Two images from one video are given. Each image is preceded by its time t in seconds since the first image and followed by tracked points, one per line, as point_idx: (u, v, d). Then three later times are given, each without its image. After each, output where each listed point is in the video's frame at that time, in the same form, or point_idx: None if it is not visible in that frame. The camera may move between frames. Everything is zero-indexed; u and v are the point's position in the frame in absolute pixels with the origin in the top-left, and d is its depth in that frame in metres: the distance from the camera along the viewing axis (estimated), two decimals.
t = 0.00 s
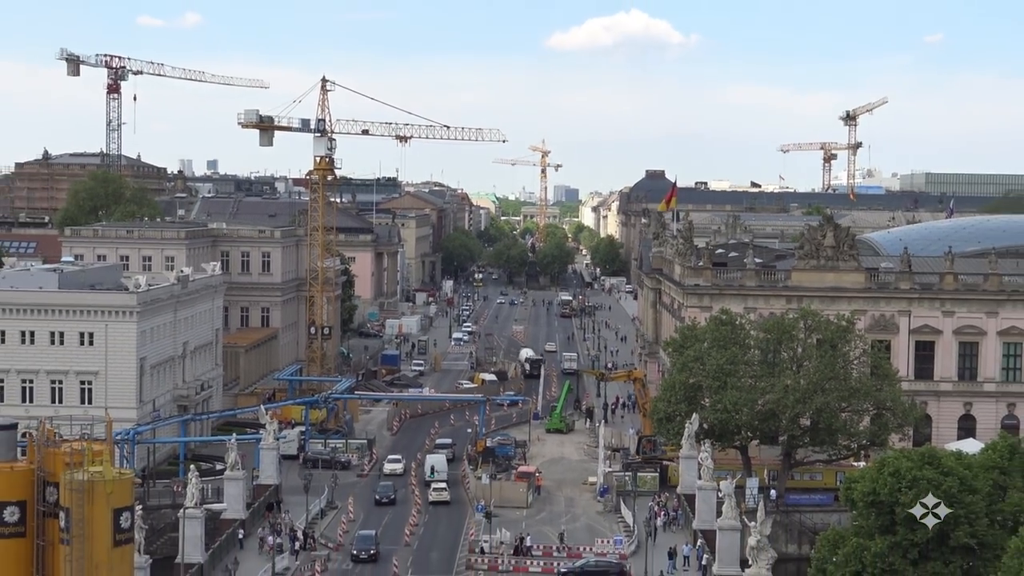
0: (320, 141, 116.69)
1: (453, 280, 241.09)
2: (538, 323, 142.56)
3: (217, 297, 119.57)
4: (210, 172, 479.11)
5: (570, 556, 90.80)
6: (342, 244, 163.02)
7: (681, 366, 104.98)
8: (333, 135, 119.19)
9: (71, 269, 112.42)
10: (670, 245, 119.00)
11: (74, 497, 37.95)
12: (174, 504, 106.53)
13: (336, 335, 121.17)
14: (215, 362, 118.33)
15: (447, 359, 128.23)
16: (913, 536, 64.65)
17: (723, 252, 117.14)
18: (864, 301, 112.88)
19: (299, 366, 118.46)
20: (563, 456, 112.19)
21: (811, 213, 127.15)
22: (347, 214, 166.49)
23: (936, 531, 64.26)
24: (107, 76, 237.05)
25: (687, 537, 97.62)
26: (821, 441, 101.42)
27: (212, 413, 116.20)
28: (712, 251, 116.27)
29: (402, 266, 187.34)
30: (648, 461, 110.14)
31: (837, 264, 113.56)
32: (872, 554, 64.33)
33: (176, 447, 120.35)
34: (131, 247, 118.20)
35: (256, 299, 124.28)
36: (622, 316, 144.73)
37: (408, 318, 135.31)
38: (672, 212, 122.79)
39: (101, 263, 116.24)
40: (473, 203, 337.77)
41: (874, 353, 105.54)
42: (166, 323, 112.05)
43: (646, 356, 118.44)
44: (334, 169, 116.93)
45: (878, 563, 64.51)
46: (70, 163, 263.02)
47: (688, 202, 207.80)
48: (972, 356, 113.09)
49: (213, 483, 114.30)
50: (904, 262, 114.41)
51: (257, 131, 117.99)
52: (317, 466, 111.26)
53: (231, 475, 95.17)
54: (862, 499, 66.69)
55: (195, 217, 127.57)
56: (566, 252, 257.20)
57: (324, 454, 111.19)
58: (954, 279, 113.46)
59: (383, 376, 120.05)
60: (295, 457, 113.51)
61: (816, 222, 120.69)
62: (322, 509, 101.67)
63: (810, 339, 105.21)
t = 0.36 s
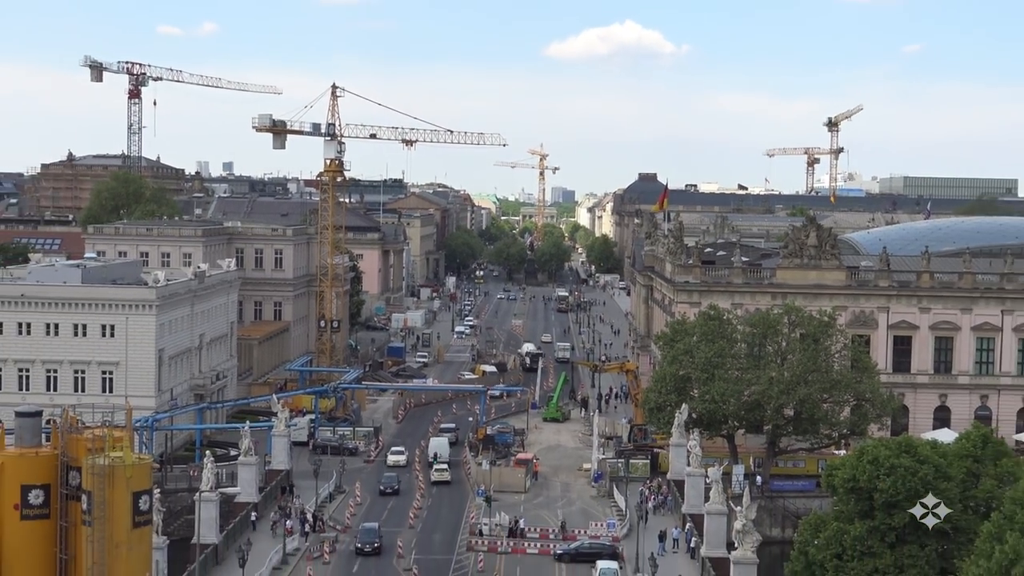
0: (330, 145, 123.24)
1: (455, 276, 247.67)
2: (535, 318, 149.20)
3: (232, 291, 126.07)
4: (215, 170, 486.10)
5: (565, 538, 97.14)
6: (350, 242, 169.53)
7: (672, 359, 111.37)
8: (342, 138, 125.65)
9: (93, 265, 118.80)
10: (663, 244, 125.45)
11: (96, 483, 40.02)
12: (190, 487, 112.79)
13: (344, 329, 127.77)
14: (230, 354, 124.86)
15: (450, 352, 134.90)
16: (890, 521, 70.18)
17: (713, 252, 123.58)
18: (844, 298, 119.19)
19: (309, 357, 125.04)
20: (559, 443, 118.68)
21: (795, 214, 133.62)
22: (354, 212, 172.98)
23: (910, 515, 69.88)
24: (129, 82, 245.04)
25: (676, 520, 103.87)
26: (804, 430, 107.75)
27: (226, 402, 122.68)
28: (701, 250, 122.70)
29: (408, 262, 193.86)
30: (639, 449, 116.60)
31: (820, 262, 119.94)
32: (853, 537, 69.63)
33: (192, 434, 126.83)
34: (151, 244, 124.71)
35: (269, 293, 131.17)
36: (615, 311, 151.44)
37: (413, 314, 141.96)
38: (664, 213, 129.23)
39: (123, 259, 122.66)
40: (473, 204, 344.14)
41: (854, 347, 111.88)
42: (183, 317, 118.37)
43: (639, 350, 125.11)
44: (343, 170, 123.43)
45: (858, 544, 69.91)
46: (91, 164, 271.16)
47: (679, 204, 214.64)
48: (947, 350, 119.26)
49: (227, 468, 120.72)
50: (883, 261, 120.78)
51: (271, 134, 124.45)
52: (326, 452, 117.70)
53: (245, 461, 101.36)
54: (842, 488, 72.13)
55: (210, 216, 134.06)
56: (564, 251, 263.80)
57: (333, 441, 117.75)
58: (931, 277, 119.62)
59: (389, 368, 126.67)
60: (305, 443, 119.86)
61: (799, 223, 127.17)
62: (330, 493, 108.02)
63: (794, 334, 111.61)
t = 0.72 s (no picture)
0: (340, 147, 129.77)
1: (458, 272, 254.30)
2: (535, 311, 155.79)
3: (246, 286, 132.62)
4: (221, 168, 493.49)
5: (563, 520, 103.42)
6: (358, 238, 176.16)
7: (664, 350, 117.76)
8: (351, 140, 132.19)
9: (115, 261, 125.25)
10: (657, 241, 131.98)
11: (119, 466, 49.80)
12: (208, 472, 119.17)
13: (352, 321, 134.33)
14: (244, 345, 131.43)
15: (454, 343, 141.48)
16: (873, 503, 71.54)
17: (704, 248, 130.03)
18: (828, 291, 125.43)
19: (320, 348, 131.58)
20: (558, 430, 125.14)
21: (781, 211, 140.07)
22: (361, 211, 179.62)
23: (891, 497, 71.23)
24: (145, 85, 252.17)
25: (668, 502, 110.19)
26: (789, 416, 113.99)
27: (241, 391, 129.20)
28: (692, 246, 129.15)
29: (413, 257, 200.56)
30: (633, 435, 123.03)
31: (805, 257, 126.31)
32: (836, 518, 71.20)
33: (208, 421, 133.36)
34: (170, 240, 131.35)
35: (282, 287, 137.85)
36: (611, 304, 158.06)
37: (418, 308, 148.58)
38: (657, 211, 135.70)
39: (142, 255, 129.14)
40: (475, 203, 350.82)
41: (837, 338, 118.27)
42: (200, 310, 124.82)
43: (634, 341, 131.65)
44: (352, 171, 129.90)
45: (841, 525, 71.42)
46: (114, 165, 279.03)
47: (671, 202, 221.31)
48: (926, 341, 125.29)
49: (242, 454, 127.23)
50: (865, 256, 127.08)
51: (283, 137, 130.97)
52: (336, 439, 124.16)
53: (260, 447, 107.74)
54: (826, 470, 73.27)
55: (225, 215, 140.67)
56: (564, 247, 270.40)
57: (343, 427, 124.22)
58: (910, 272, 125.80)
59: (395, 358, 133.23)
60: (316, 430, 126.24)
61: (786, 220, 133.65)
62: (341, 477, 114.42)
63: (779, 325, 118.03)
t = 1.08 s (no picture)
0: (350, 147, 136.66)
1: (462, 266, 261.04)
2: (535, 303, 162.80)
3: (261, 279, 139.54)
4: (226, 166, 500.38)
5: (562, 501, 110.17)
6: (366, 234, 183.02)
7: (658, 339, 124.45)
8: (360, 141, 139.07)
9: (136, 255, 132.05)
10: (651, 236, 138.80)
11: (138, 452, 43.56)
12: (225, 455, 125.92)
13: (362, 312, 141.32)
14: (259, 335, 138.37)
15: (458, 334, 148.46)
16: (855, 485, 71.33)
17: (696, 244, 136.81)
18: (813, 284, 132.06)
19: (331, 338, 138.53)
20: (556, 416, 132.01)
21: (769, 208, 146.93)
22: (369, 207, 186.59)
23: (873, 480, 70.97)
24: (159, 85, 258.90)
25: (660, 484, 116.86)
26: (776, 403, 120.58)
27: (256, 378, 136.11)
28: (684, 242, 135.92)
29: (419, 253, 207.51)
30: (628, 420, 129.82)
31: (791, 253, 133.02)
32: (820, 499, 71.12)
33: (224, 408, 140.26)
34: (188, 236, 138.38)
35: (294, 280, 144.90)
36: (607, 296, 165.11)
37: (423, 299, 155.57)
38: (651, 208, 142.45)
39: (162, 250, 135.92)
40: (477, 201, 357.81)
41: (821, 329, 124.95)
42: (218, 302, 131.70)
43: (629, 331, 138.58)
44: (361, 170, 136.75)
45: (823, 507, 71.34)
46: (134, 164, 286.62)
47: (665, 199, 228.19)
48: (906, 331, 131.80)
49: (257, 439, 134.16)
50: (847, 251, 133.68)
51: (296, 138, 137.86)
52: (345, 424, 131.05)
53: (275, 432, 114.42)
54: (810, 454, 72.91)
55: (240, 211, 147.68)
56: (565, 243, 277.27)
57: (353, 413, 131.11)
58: (890, 266, 132.19)
59: (402, 348, 140.19)
60: (327, 415, 133.02)
61: (773, 217, 140.48)
62: (351, 460, 121.20)
63: (767, 317, 124.75)
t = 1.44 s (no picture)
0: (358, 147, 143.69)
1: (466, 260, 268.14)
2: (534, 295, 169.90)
3: (273, 272, 146.67)
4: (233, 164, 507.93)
5: (560, 483, 117.06)
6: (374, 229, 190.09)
7: (652, 330, 131.31)
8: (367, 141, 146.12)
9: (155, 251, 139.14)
10: (645, 232, 145.71)
11: (157, 437, 48.05)
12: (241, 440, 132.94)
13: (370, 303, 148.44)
14: (272, 326, 145.48)
15: (461, 325, 155.55)
16: (839, 468, 73.36)
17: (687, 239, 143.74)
18: (798, 277, 138.89)
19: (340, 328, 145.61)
20: (555, 402, 139.00)
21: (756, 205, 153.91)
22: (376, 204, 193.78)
23: (855, 464, 72.97)
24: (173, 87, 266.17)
25: (652, 467, 123.69)
26: (763, 389, 127.35)
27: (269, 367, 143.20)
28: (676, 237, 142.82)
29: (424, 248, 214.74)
30: (623, 406, 136.74)
31: (778, 248, 139.69)
32: (806, 481, 73.22)
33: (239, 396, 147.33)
34: (204, 232, 145.92)
35: (305, 273, 152.11)
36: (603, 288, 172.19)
37: (428, 292, 162.70)
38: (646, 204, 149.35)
39: (179, 245, 142.98)
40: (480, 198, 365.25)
41: (806, 319, 131.76)
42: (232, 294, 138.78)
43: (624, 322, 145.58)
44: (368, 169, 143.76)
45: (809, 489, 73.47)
46: (150, 164, 294.07)
47: (660, 195, 235.19)
48: (887, 322, 138.72)
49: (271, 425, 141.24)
50: (831, 246, 140.52)
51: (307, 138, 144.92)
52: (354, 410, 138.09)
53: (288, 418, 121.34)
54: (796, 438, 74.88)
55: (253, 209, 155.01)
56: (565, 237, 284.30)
57: (361, 399, 138.17)
58: (872, 260, 138.79)
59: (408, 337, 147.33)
60: (337, 402, 140.11)
61: (761, 213, 147.45)
62: (359, 444, 128.19)
63: (755, 308, 131.54)
